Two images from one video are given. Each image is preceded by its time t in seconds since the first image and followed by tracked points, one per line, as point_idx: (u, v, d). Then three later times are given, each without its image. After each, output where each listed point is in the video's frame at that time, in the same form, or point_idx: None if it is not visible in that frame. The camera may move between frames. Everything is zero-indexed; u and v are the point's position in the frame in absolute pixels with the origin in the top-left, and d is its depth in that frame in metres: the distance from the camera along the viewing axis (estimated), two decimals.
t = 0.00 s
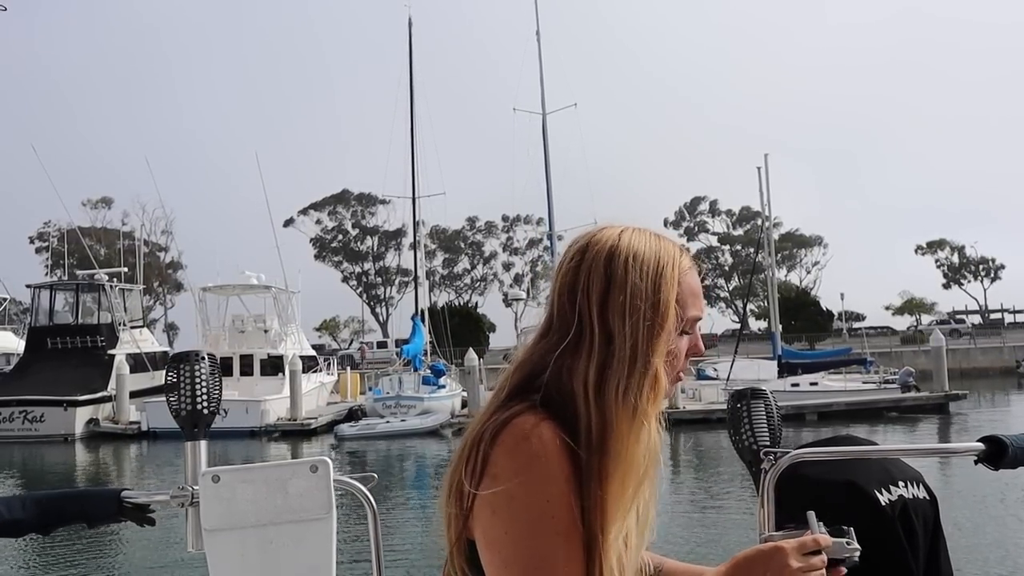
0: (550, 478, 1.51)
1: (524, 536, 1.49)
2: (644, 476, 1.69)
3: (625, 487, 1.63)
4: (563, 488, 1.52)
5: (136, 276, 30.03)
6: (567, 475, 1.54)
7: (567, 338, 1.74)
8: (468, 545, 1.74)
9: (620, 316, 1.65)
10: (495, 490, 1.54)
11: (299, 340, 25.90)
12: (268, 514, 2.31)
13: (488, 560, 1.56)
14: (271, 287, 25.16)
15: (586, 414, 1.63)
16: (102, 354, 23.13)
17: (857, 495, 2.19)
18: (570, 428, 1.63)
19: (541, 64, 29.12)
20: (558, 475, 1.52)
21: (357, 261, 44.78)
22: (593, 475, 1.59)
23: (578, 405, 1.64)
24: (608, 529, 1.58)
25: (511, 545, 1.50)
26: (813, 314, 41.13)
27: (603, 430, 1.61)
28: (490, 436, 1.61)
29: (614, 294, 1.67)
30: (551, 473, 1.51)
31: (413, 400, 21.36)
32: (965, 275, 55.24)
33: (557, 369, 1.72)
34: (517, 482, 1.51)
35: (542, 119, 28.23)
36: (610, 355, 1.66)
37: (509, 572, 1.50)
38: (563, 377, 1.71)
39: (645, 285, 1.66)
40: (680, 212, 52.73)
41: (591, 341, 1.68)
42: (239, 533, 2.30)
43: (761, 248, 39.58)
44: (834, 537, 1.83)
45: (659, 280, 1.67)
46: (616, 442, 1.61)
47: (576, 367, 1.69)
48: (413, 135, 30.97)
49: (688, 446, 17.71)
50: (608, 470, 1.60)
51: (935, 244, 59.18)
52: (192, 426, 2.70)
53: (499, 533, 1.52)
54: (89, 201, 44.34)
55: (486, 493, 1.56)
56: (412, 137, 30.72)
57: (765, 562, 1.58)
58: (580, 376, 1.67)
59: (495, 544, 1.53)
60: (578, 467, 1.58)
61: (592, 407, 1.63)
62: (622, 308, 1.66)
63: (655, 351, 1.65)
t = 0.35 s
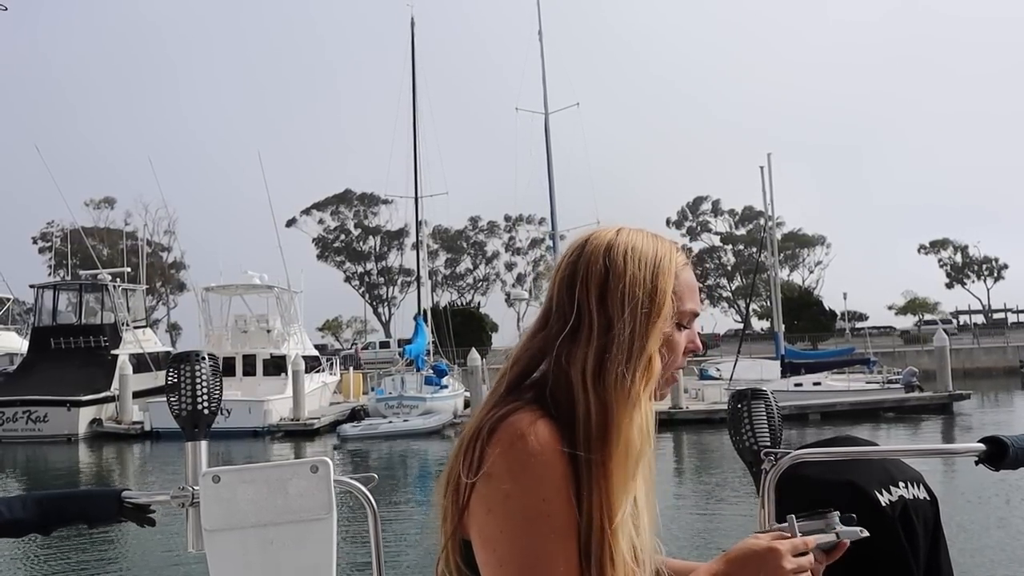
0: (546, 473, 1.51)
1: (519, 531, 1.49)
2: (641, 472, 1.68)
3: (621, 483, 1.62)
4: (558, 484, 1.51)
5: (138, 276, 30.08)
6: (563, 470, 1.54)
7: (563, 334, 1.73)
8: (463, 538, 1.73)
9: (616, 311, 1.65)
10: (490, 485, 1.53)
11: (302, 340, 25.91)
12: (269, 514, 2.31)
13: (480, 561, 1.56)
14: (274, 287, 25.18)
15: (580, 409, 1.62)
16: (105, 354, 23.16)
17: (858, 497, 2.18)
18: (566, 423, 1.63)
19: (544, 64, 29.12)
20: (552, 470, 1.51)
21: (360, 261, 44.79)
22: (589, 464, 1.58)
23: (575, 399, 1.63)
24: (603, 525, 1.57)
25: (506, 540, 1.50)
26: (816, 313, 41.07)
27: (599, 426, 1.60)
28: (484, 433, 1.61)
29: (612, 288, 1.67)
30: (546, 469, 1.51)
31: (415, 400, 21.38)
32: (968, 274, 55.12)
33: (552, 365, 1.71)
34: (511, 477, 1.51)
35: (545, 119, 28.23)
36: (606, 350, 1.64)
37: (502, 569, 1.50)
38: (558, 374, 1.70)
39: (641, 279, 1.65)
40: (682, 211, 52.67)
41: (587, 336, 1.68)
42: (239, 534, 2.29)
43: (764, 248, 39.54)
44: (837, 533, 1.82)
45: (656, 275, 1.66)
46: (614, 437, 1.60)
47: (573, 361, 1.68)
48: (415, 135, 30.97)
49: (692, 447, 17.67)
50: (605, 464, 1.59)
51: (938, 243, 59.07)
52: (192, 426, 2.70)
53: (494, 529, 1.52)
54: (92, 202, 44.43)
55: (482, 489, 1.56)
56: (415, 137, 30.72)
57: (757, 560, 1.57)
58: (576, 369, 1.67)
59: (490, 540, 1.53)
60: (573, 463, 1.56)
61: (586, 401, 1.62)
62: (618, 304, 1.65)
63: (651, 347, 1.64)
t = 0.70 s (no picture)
0: (544, 473, 1.50)
1: (516, 531, 1.49)
2: (639, 473, 1.67)
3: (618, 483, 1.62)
4: (557, 485, 1.51)
5: (141, 276, 30.12)
6: (560, 469, 1.53)
7: (563, 333, 1.73)
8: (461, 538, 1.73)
9: (615, 311, 1.64)
10: (489, 486, 1.53)
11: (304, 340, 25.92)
12: (270, 514, 2.31)
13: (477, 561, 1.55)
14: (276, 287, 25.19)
15: (580, 410, 1.62)
16: (108, 354, 23.20)
17: (860, 498, 2.18)
18: (564, 423, 1.62)
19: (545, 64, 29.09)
20: (549, 469, 1.51)
21: (362, 260, 44.78)
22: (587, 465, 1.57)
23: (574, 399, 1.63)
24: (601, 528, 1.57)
25: (503, 541, 1.50)
26: (819, 313, 41.03)
27: (598, 428, 1.59)
28: (484, 433, 1.61)
29: (612, 288, 1.66)
30: (544, 468, 1.50)
31: (417, 400, 21.38)
32: (971, 273, 54.99)
33: (552, 366, 1.71)
34: (509, 477, 1.51)
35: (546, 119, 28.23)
36: (605, 350, 1.64)
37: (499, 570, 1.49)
38: (557, 373, 1.69)
39: (642, 279, 1.65)
40: (684, 211, 52.62)
41: (587, 336, 1.67)
42: (241, 534, 2.29)
43: (766, 248, 39.50)
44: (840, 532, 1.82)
45: (656, 276, 1.66)
46: (613, 437, 1.60)
47: (573, 360, 1.68)
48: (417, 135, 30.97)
49: (695, 447, 17.62)
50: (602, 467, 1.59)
51: (941, 242, 58.98)
52: (193, 425, 2.69)
53: (491, 531, 1.52)
54: (95, 202, 44.49)
55: (480, 488, 1.55)
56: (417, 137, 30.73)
57: (749, 559, 1.56)
58: (576, 368, 1.67)
59: (487, 541, 1.52)
60: (571, 464, 1.56)
61: (584, 402, 1.62)
62: (618, 304, 1.65)
63: (648, 347, 1.63)
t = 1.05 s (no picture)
0: (547, 471, 1.50)
1: (518, 529, 1.48)
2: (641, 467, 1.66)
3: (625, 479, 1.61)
4: (560, 484, 1.50)
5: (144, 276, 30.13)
6: (565, 469, 1.53)
7: (568, 332, 1.73)
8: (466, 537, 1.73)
9: (619, 312, 1.64)
10: (492, 486, 1.53)
11: (306, 340, 25.93)
12: (271, 512, 2.31)
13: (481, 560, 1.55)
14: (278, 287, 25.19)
15: (584, 408, 1.61)
16: (109, 354, 23.21)
17: (861, 498, 2.17)
18: (566, 420, 1.62)
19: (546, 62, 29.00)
20: (555, 469, 1.51)
21: (363, 260, 44.79)
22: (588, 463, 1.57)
23: (579, 396, 1.63)
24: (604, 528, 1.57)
25: (505, 540, 1.50)
26: (821, 312, 41.01)
27: (602, 428, 1.58)
28: (490, 430, 1.60)
29: (615, 288, 1.66)
30: (550, 466, 1.50)
31: (419, 400, 21.40)
32: (973, 273, 54.86)
33: (557, 364, 1.71)
34: (513, 477, 1.50)
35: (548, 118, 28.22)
36: (609, 349, 1.64)
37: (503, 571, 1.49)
38: (563, 371, 1.69)
39: (646, 280, 1.65)
40: (685, 211, 52.60)
41: (591, 335, 1.67)
42: (241, 533, 2.29)
43: (768, 247, 39.45)
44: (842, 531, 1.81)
45: (660, 277, 1.66)
46: (618, 436, 1.59)
47: (577, 358, 1.68)
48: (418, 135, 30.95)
49: (696, 447, 17.60)
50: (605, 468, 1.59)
51: (943, 241, 58.95)
52: (195, 425, 2.68)
53: (494, 530, 1.51)
54: (96, 202, 44.52)
55: (484, 486, 1.55)
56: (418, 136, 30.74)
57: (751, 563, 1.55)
58: (579, 367, 1.67)
59: (490, 540, 1.52)
60: (575, 463, 1.56)
61: (588, 402, 1.61)
62: (623, 304, 1.64)
63: (654, 347, 1.63)
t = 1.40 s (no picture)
0: (554, 463, 1.50)
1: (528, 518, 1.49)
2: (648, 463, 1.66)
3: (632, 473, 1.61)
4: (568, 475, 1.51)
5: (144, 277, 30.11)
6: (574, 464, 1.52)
7: (576, 329, 1.73)
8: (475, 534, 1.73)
9: (626, 309, 1.64)
10: (500, 479, 1.53)
11: (306, 340, 25.94)
12: (273, 512, 2.31)
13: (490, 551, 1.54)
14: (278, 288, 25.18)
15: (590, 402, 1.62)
16: (110, 355, 23.22)
17: (863, 497, 2.18)
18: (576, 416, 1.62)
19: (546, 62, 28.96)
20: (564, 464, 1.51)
21: (364, 260, 44.82)
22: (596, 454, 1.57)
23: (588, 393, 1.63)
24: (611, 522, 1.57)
25: (515, 529, 1.50)
26: (822, 312, 41.04)
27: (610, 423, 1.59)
28: (500, 424, 1.60)
29: (622, 288, 1.66)
30: (559, 460, 1.50)
31: (419, 400, 21.41)
32: (974, 272, 54.81)
33: (566, 362, 1.71)
34: (523, 470, 1.51)
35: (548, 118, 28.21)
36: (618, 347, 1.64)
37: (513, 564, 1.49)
38: (572, 368, 1.69)
39: (650, 279, 1.65)
40: (686, 210, 52.61)
41: (599, 332, 1.67)
42: (242, 532, 2.29)
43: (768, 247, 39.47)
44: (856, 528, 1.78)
45: (664, 275, 1.66)
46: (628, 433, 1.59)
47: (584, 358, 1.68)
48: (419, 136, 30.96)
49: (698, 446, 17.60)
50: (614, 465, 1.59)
51: (943, 241, 58.95)
52: (196, 425, 2.67)
53: (503, 521, 1.51)
54: (96, 203, 44.54)
55: (493, 481, 1.54)
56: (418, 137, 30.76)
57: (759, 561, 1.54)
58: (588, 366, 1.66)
59: (499, 532, 1.51)
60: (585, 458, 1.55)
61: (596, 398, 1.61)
62: (627, 301, 1.65)
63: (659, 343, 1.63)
